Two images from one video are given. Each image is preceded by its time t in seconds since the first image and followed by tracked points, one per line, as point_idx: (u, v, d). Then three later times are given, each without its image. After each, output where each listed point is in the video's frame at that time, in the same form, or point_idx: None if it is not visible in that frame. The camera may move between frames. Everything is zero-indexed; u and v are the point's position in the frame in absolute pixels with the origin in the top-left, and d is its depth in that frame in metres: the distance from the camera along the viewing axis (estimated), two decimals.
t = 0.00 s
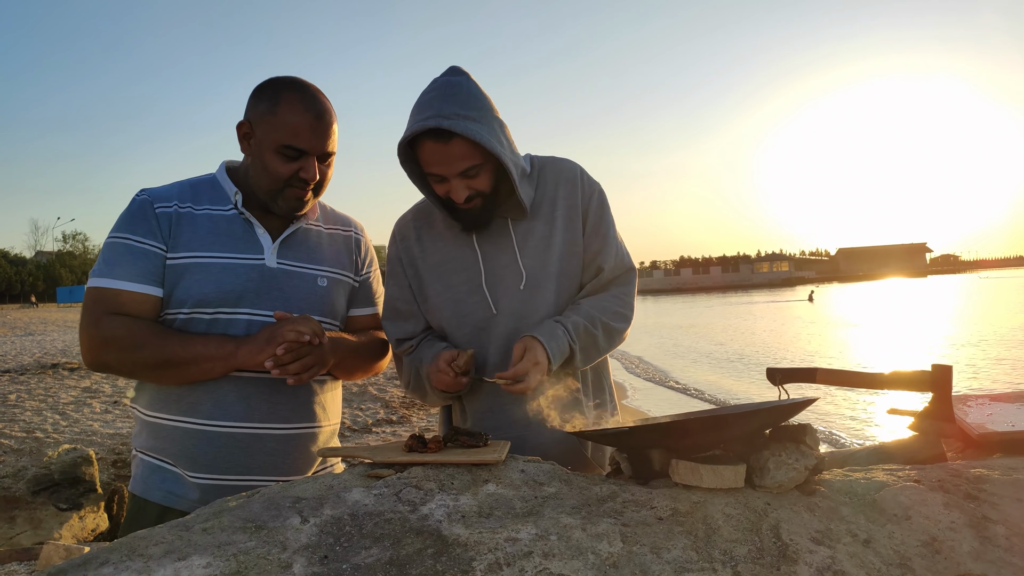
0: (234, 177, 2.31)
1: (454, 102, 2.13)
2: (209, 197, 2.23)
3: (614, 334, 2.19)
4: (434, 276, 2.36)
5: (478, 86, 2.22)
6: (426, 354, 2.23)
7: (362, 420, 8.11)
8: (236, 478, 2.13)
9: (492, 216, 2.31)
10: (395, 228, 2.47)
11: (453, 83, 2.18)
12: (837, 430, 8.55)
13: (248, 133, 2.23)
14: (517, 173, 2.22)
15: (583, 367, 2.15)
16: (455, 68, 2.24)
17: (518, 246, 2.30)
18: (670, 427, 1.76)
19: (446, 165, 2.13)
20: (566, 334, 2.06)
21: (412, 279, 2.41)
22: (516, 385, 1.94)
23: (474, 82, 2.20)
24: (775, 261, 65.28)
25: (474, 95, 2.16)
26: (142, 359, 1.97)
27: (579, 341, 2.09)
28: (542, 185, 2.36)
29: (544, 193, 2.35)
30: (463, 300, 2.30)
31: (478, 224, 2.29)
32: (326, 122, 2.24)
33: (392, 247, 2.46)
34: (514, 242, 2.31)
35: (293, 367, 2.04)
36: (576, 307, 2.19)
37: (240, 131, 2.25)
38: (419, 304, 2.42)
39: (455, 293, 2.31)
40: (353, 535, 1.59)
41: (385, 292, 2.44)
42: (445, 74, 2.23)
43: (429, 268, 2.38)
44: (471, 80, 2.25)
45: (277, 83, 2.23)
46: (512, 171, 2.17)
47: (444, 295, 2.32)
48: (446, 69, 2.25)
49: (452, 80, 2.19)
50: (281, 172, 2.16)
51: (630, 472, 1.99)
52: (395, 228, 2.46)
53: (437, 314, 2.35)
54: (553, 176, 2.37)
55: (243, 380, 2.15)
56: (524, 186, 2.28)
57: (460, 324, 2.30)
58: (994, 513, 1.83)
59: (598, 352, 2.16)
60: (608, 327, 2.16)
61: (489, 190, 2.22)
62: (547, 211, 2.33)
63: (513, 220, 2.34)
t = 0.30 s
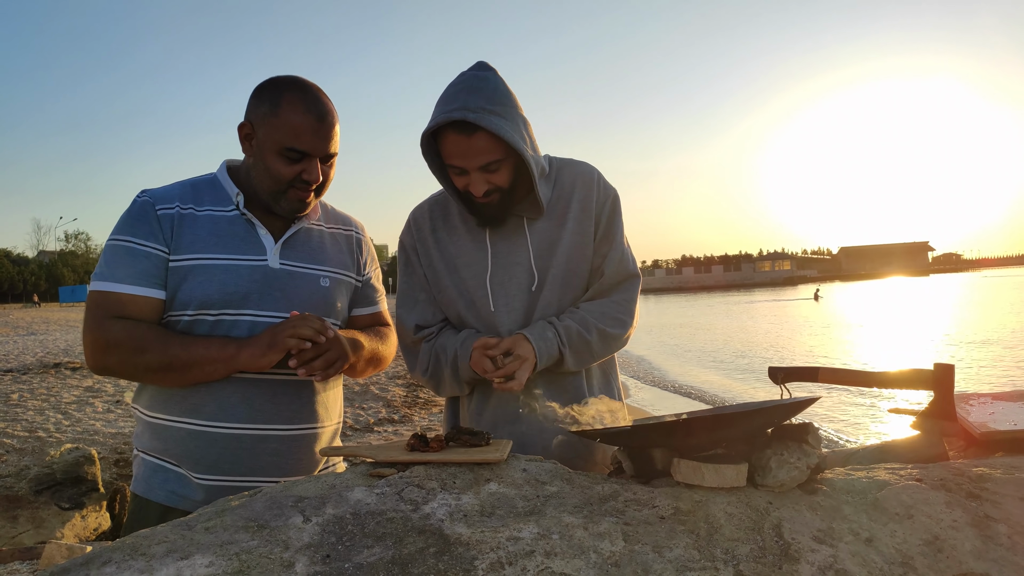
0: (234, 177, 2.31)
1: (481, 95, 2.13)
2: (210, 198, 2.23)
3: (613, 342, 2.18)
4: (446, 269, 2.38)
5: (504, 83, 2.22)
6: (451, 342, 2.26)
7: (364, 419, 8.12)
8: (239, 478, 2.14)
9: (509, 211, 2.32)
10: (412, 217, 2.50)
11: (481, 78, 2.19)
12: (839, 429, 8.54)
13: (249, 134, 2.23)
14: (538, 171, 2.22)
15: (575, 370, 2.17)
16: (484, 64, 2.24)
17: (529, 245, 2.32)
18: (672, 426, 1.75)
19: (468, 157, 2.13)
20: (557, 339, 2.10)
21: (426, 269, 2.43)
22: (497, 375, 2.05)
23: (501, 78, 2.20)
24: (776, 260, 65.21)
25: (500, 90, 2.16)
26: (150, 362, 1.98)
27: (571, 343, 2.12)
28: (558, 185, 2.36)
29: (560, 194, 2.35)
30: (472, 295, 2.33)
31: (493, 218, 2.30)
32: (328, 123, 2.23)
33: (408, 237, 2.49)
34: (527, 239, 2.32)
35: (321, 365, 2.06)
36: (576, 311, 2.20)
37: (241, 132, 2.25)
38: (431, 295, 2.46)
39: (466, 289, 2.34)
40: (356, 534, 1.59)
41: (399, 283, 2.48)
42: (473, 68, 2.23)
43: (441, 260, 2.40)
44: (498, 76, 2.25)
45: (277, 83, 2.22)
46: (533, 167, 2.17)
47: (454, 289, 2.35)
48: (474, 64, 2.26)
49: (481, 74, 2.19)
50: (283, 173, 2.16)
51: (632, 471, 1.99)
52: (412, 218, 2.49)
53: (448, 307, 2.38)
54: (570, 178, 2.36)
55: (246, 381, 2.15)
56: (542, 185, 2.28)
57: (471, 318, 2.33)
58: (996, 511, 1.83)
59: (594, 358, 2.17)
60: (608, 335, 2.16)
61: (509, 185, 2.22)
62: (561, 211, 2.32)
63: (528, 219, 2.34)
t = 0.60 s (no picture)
0: (233, 175, 2.30)
1: (489, 89, 2.12)
2: (209, 196, 2.22)
3: (616, 340, 2.17)
4: (449, 262, 2.37)
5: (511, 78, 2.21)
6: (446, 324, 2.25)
7: (364, 417, 8.12)
8: (243, 477, 2.14)
9: (514, 206, 2.31)
10: (415, 213, 2.49)
11: (490, 72, 2.18)
12: (839, 428, 8.55)
13: (248, 131, 2.22)
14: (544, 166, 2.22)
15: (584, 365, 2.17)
16: (494, 58, 2.24)
17: (534, 242, 2.30)
18: (673, 424, 1.75)
19: (475, 150, 2.12)
20: (568, 332, 2.09)
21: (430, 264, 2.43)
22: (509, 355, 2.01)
23: (508, 73, 2.19)
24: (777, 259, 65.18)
25: (509, 84, 2.16)
26: (143, 362, 1.96)
27: (578, 339, 2.12)
28: (564, 182, 2.35)
29: (566, 191, 2.34)
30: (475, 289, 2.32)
31: (498, 213, 2.29)
32: (327, 120, 2.22)
33: (411, 231, 2.47)
34: (531, 236, 2.31)
35: (359, 353, 2.20)
36: (584, 307, 2.21)
37: (239, 130, 2.24)
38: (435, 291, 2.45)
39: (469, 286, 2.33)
40: (357, 531, 1.59)
41: (403, 279, 2.48)
42: (481, 63, 2.23)
43: (444, 256, 2.38)
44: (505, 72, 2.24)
45: (276, 80, 2.21)
46: (540, 163, 2.17)
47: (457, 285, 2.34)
48: (482, 59, 2.25)
49: (490, 68, 2.19)
50: (283, 171, 2.16)
51: (633, 469, 1.99)
52: (416, 213, 2.47)
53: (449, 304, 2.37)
54: (576, 175, 2.35)
55: (247, 378, 2.15)
56: (548, 181, 2.27)
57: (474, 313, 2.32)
58: (998, 510, 1.82)
59: (599, 354, 2.17)
60: (611, 334, 2.16)
61: (515, 180, 2.21)
62: (567, 209, 2.32)
63: (533, 215, 2.33)
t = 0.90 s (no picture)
0: (234, 172, 2.30)
1: (493, 87, 2.11)
2: (210, 193, 2.22)
3: (625, 338, 2.17)
4: (453, 260, 2.35)
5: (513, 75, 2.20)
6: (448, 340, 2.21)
7: (367, 415, 8.13)
8: (252, 473, 2.14)
9: (518, 204, 2.31)
10: (418, 212, 2.48)
11: (493, 69, 2.18)
12: (842, 426, 8.53)
13: (249, 126, 2.22)
14: (548, 164, 2.22)
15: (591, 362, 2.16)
16: (497, 55, 2.23)
17: (538, 241, 2.31)
18: (677, 423, 1.74)
19: (479, 148, 2.11)
20: (569, 327, 2.09)
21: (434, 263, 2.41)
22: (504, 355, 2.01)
23: (512, 70, 2.18)
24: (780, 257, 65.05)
25: (512, 81, 2.15)
26: (148, 362, 1.96)
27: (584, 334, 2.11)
28: (568, 180, 2.35)
29: (570, 189, 2.33)
30: (477, 286, 2.31)
31: (502, 211, 2.29)
32: (328, 114, 2.22)
33: (414, 230, 2.46)
34: (536, 234, 2.31)
35: (355, 351, 2.19)
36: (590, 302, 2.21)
37: (239, 124, 2.23)
38: (438, 289, 2.44)
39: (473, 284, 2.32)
40: (361, 529, 1.59)
41: (407, 276, 2.46)
42: (483, 60, 2.22)
43: (448, 253, 2.37)
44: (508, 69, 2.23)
45: (276, 74, 2.21)
46: (543, 161, 2.16)
47: (460, 283, 2.33)
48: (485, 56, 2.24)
49: (493, 66, 2.18)
50: (284, 166, 2.16)
51: (637, 468, 1.99)
52: (419, 212, 2.47)
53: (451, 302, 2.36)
54: (580, 174, 2.35)
55: (251, 376, 2.15)
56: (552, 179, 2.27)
57: (478, 311, 2.31)
58: (1003, 509, 1.82)
59: (606, 350, 2.17)
60: (618, 331, 2.16)
61: (519, 178, 2.21)
62: (572, 208, 2.32)
63: (537, 214, 2.33)
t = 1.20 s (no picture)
0: (233, 170, 2.30)
1: (487, 87, 2.10)
2: (209, 191, 2.22)
3: (634, 327, 2.18)
4: (453, 260, 2.36)
5: (508, 73, 2.19)
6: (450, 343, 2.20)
7: (369, 413, 8.14)
8: (255, 471, 2.14)
9: (516, 204, 2.30)
10: (416, 212, 2.48)
11: (487, 69, 2.16)
12: (844, 423, 8.53)
13: (248, 124, 2.21)
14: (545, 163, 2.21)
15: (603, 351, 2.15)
16: (491, 53, 2.21)
17: (538, 239, 2.30)
18: (679, 420, 1.74)
19: (474, 151, 2.11)
20: (579, 315, 2.08)
21: (432, 263, 2.40)
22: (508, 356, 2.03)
23: (506, 69, 2.17)
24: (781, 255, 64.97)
25: (505, 81, 2.14)
26: (148, 364, 1.96)
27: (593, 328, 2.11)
28: (567, 177, 2.34)
29: (569, 186, 2.33)
30: (479, 286, 2.31)
31: (501, 212, 2.29)
32: (328, 112, 2.22)
33: (413, 230, 2.46)
34: (537, 233, 2.31)
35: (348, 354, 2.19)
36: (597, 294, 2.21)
37: (238, 122, 2.23)
38: (437, 289, 2.43)
39: (473, 283, 2.32)
40: (363, 526, 1.59)
41: (408, 276, 2.45)
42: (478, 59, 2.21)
43: (448, 253, 2.37)
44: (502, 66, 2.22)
45: (275, 72, 2.20)
46: (540, 160, 2.16)
47: (460, 283, 2.33)
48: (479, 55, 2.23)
49: (487, 65, 2.17)
50: (283, 164, 2.15)
51: (640, 465, 1.99)
52: (417, 212, 2.46)
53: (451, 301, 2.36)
54: (579, 170, 2.34)
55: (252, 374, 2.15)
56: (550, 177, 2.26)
57: (479, 311, 2.30)
58: (1006, 506, 1.81)
59: (615, 339, 2.17)
60: (628, 321, 2.17)
61: (516, 178, 2.20)
62: (572, 204, 2.31)
63: (536, 212, 2.33)
